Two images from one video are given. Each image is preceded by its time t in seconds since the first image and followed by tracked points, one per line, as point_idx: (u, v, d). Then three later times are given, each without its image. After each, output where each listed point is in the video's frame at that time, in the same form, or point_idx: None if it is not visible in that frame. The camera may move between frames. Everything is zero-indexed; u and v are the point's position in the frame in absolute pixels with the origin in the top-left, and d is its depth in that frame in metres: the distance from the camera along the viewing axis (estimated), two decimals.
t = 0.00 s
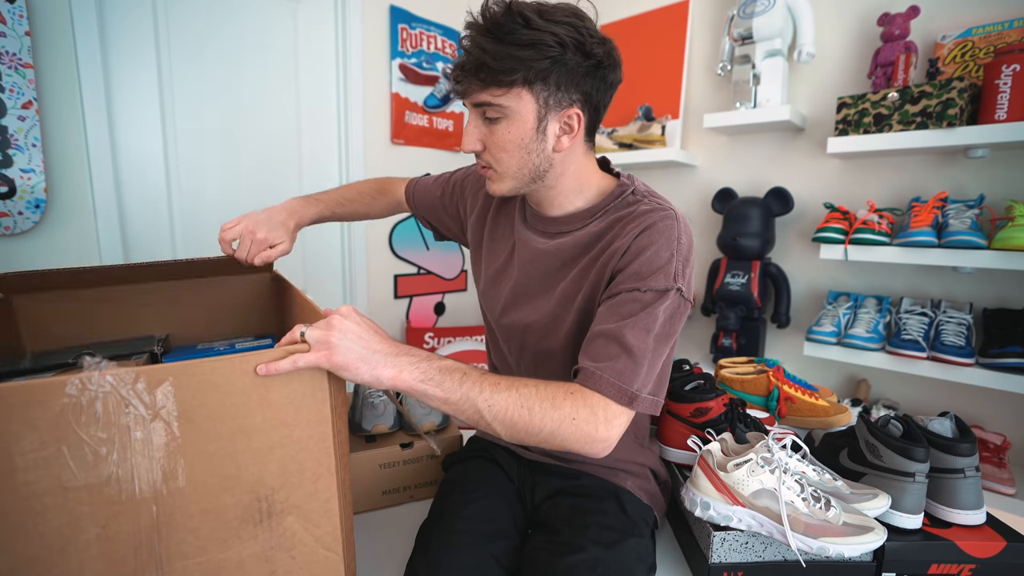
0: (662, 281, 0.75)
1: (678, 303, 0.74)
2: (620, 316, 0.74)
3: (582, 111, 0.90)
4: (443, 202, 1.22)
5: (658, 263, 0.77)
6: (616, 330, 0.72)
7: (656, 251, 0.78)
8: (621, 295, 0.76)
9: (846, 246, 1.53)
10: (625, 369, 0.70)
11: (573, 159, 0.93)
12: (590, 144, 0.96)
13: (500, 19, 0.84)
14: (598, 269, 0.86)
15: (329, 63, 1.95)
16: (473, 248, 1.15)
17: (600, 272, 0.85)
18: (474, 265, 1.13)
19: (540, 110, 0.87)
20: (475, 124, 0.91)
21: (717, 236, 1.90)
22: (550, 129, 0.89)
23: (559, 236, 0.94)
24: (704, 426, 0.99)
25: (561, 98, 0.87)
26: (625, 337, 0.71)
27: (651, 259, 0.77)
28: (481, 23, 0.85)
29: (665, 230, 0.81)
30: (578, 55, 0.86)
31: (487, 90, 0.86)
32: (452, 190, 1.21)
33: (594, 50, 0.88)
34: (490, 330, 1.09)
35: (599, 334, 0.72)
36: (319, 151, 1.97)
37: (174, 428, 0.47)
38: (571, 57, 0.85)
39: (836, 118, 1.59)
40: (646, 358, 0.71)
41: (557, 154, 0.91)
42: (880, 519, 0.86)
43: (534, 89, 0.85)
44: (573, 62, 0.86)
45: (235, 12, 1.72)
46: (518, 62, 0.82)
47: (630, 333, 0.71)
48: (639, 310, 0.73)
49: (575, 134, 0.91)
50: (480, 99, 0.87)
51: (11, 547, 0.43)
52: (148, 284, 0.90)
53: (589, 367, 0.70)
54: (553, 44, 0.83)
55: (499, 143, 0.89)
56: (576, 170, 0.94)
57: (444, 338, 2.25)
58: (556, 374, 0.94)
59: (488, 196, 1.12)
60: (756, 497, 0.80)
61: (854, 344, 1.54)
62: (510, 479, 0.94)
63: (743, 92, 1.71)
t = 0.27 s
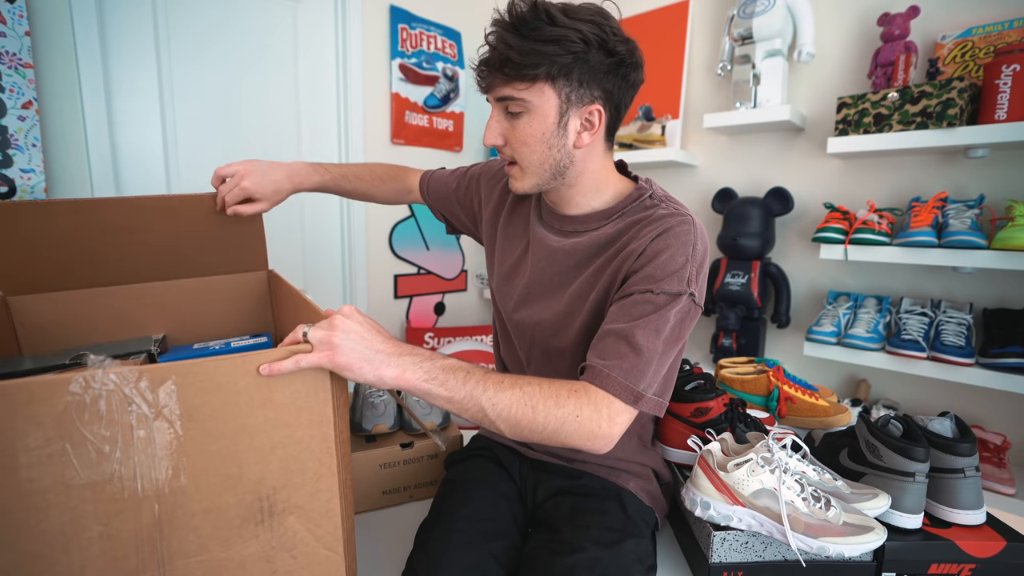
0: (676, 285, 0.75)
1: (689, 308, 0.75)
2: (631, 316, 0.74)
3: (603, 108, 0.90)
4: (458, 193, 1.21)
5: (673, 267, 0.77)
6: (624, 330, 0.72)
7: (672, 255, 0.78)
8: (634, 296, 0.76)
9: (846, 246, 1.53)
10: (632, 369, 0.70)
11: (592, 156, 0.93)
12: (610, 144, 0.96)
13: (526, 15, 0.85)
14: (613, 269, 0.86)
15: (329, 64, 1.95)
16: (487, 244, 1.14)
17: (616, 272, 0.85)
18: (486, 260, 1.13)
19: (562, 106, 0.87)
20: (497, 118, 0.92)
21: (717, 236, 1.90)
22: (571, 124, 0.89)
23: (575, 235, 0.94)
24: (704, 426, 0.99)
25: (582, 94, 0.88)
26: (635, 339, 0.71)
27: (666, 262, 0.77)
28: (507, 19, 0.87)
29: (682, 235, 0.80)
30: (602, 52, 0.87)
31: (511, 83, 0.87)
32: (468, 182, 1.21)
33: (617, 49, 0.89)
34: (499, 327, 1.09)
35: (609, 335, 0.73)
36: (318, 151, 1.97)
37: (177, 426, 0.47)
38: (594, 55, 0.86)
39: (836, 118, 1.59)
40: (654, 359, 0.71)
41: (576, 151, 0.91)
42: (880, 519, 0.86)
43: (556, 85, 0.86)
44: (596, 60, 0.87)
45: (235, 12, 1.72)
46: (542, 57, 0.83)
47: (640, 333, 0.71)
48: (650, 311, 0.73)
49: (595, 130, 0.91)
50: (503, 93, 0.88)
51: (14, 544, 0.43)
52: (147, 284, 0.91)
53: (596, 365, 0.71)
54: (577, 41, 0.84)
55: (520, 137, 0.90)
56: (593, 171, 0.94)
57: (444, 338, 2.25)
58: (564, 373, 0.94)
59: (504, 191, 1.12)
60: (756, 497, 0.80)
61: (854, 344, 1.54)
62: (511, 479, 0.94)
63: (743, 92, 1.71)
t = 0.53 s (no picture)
0: (683, 284, 0.75)
1: (695, 308, 0.75)
2: (638, 314, 0.74)
3: (614, 103, 0.91)
4: (457, 203, 1.16)
5: (682, 268, 0.77)
6: (631, 326, 0.72)
7: (681, 255, 0.78)
8: (642, 294, 0.76)
9: (846, 246, 1.53)
10: (638, 364, 0.70)
11: (603, 151, 0.93)
12: (620, 142, 0.96)
13: (543, 8, 0.86)
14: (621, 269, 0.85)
15: (329, 64, 1.95)
16: (489, 246, 1.13)
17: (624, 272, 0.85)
18: (489, 263, 1.12)
19: (574, 98, 0.88)
20: (510, 109, 0.93)
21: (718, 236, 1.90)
22: (582, 117, 0.90)
23: (582, 235, 0.93)
24: (704, 426, 0.99)
25: (594, 88, 0.88)
26: (642, 335, 0.71)
27: (675, 262, 0.78)
28: (525, 13, 0.88)
29: (691, 236, 0.81)
30: (615, 48, 0.88)
31: (526, 74, 0.88)
32: (466, 191, 1.16)
33: (631, 45, 0.90)
34: (502, 327, 1.08)
35: (616, 331, 0.73)
36: (318, 151, 1.97)
37: (181, 423, 0.47)
38: (607, 50, 0.87)
39: (836, 118, 1.59)
40: (659, 355, 0.71)
41: (587, 145, 0.91)
42: (879, 519, 0.86)
43: (569, 78, 0.87)
44: (610, 55, 0.88)
45: (235, 12, 1.72)
46: (557, 48, 0.84)
47: (647, 330, 0.71)
48: (658, 310, 0.74)
49: (606, 125, 0.91)
50: (517, 84, 0.89)
51: (18, 539, 0.43)
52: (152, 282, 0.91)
53: (602, 360, 0.71)
54: (591, 35, 0.85)
55: (532, 128, 0.91)
56: (600, 170, 0.94)
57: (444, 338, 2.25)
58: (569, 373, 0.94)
59: (508, 193, 1.10)
60: (756, 497, 0.80)
61: (854, 344, 1.54)
62: (511, 478, 0.95)
63: (743, 92, 1.71)
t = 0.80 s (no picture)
0: (680, 279, 0.76)
1: (691, 302, 0.76)
2: (635, 309, 0.74)
3: (605, 100, 0.92)
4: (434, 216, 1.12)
5: (679, 262, 0.78)
6: (628, 322, 0.72)
7: (678, 250, 0.79)
8: (640, 291, 0.76)
9: (846, 246, 1.53)
10: (637, 359, 0.70)
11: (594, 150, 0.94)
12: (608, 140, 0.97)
13: (530, 6, 0.85)
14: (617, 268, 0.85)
15: (329, 64, 1.95)
16: (471, 256, 1.09)
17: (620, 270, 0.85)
18: (472, 273, 1.08)
19: (564, 96, 0.88)
20: (498, 110, 0.92)
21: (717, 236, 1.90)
22: (573, 116, 0.90)
23: (575, 237, 0.92)
24: (704, 426, 0.99)
25: (585, 85, 0.89)
26: (640, 330, 0.72)
27: (672, 257, 0.79)
28: (511, 10, 0.87)
29: (684, 231, 0.82)
30: (604, 45, 0.89)
31: (514, 73, 0.87)
32: (442, 202, 1.12)
33: (619, 42, 0.90)
34: (490, 332, 1.05)
35: (613, 327, 0.73)
36: (318, 151, 1.97)
37: (181, 423, 0.47)
38: (596, 48, 0.87)
39: (836, 118, 1.59)
40: (658, 348, 0.71)
41: (578, 143, 0.91)
42: (880, 519, 0.86)
43: (558, 76, 0.87)
44: (599, 53, 0.88)
45: (235, 12, 1.72)
46: (546, 45, 0.84)
47: (645, 325, 0.72)
48: (656, 304, 0.74)
49: (596, 123, 0.92)
50: (506, 83, 0.88)
51: (20, 540, 0.43)
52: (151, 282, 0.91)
53: (601, 356, 0.71)
54: (580, 32, 0.85)
55: (521, 128, 0.90)
56: (589, 169, 0.94)
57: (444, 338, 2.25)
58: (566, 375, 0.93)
59: (490, 200, 1.07)
60: (756, 497, 0.80)
61: (854, 344, 1.54)
62: (510, 479, 0.95)
63: (743, 92, 1.71)
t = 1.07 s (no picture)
0: (666, 277, 0.76)
1: (680, 297, 0.76)
2: (624, 311, 0.74)
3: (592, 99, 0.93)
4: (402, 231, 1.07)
5: (664, 259, 0.78)
6: (619, 324, 0.72)
7: (663, 246, 0.79)
8: (628, 292, 0.76)
9: (846, 246, 1.53)
10: (631, 361, 0.70)
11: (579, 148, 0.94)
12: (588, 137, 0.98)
13: None
14: (604, 269, 0.85)
15: (329, 64, 1.95)
16: (449, 268, 1.06)
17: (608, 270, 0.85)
18: (452, 285, 1.06)
19: (556, 92, 0.87)
20: (482, 106, 0.88)
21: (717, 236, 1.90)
22: (564, 113, 0.89)
23: (558, 242, 0.91)
24: (704, 426, 0.99)
25: (575, 82, 0.89)
26: (631, 331, 0.72)
27: (657, 255, 0.78)
28: None
29: (667, 226, 0.82)
30: (591, 40, 0.89)
31: (504, 66, 0.84)
32: (406, 220, 1.06)
33: (606, 40, 0.91)
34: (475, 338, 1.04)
35: (604, 329, 0.73)
36: (318, 152, 1.97)
37: (178, 426, 0.47)
38: (585, 43, 0.87)
39: (836, 118, 1.59)
40: (650, 349, 0.72)
41: (566, 141, 0.91)
42: (880, 520, 0.86)
43: (549, 70, 0.85)
44: (587, 49, 0.88)
45: (235, 12, 1.71)
46: (538, 38, 0.82)
47: (636, 326, 0.72)
48: (644, 304, 0.74)
49: (584, 121, 0.92)
50: (494, 76, 0.85)
51: (18, 543, 0.43)
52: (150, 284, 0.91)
53: (594, 360, 0.71)
54: (570, 26, 0.85)
55: (507, 124, 0.87)
56: (570, 171, 0.93)
57: (444, 338, 2.26)
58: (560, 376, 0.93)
59: (463, 211, 1.03)
60: (756, 498, 0.80)
61: (854, 344, 1.54)
62: (506, 481, 0.95)
63: (743, 92, 1.71)
